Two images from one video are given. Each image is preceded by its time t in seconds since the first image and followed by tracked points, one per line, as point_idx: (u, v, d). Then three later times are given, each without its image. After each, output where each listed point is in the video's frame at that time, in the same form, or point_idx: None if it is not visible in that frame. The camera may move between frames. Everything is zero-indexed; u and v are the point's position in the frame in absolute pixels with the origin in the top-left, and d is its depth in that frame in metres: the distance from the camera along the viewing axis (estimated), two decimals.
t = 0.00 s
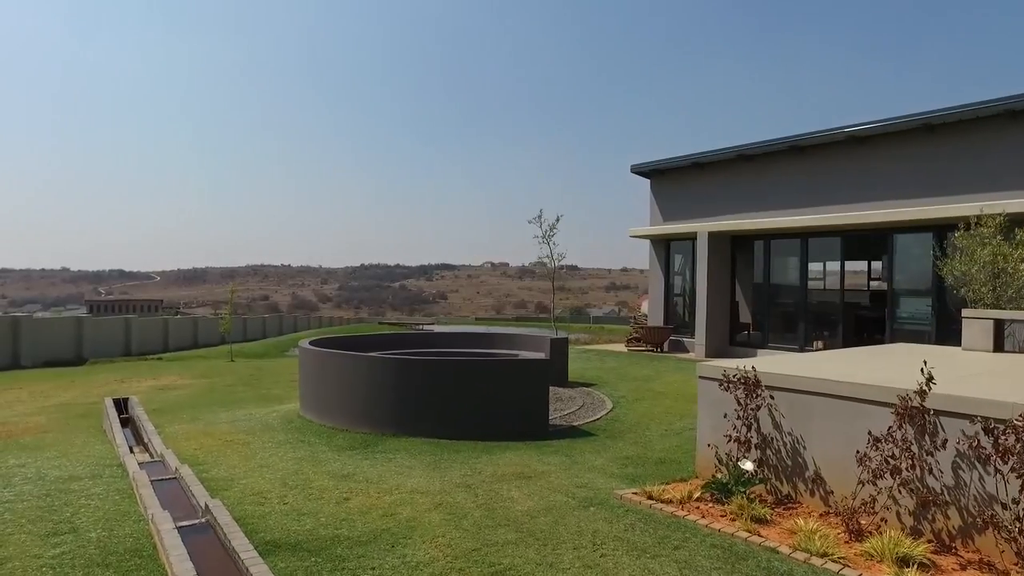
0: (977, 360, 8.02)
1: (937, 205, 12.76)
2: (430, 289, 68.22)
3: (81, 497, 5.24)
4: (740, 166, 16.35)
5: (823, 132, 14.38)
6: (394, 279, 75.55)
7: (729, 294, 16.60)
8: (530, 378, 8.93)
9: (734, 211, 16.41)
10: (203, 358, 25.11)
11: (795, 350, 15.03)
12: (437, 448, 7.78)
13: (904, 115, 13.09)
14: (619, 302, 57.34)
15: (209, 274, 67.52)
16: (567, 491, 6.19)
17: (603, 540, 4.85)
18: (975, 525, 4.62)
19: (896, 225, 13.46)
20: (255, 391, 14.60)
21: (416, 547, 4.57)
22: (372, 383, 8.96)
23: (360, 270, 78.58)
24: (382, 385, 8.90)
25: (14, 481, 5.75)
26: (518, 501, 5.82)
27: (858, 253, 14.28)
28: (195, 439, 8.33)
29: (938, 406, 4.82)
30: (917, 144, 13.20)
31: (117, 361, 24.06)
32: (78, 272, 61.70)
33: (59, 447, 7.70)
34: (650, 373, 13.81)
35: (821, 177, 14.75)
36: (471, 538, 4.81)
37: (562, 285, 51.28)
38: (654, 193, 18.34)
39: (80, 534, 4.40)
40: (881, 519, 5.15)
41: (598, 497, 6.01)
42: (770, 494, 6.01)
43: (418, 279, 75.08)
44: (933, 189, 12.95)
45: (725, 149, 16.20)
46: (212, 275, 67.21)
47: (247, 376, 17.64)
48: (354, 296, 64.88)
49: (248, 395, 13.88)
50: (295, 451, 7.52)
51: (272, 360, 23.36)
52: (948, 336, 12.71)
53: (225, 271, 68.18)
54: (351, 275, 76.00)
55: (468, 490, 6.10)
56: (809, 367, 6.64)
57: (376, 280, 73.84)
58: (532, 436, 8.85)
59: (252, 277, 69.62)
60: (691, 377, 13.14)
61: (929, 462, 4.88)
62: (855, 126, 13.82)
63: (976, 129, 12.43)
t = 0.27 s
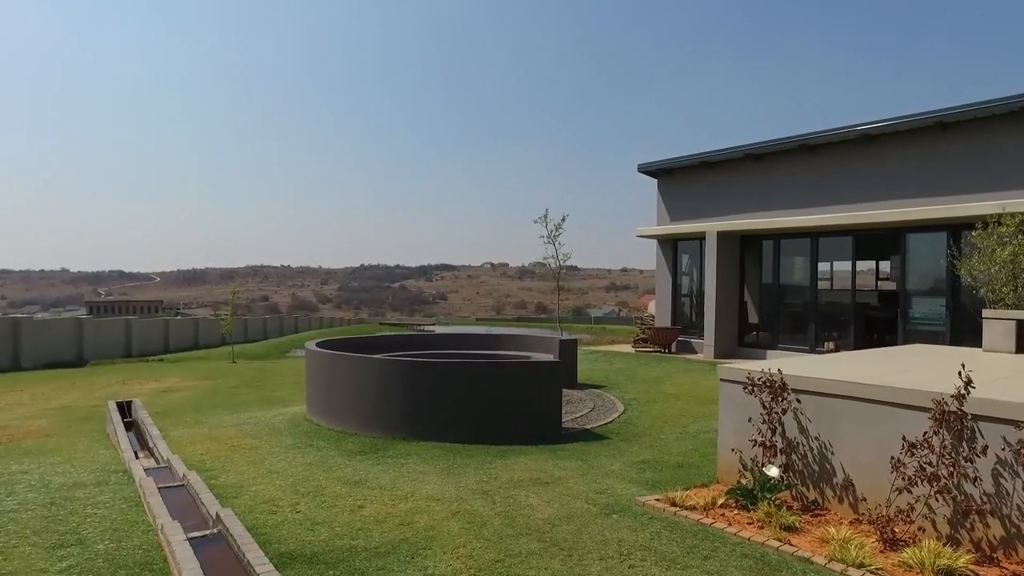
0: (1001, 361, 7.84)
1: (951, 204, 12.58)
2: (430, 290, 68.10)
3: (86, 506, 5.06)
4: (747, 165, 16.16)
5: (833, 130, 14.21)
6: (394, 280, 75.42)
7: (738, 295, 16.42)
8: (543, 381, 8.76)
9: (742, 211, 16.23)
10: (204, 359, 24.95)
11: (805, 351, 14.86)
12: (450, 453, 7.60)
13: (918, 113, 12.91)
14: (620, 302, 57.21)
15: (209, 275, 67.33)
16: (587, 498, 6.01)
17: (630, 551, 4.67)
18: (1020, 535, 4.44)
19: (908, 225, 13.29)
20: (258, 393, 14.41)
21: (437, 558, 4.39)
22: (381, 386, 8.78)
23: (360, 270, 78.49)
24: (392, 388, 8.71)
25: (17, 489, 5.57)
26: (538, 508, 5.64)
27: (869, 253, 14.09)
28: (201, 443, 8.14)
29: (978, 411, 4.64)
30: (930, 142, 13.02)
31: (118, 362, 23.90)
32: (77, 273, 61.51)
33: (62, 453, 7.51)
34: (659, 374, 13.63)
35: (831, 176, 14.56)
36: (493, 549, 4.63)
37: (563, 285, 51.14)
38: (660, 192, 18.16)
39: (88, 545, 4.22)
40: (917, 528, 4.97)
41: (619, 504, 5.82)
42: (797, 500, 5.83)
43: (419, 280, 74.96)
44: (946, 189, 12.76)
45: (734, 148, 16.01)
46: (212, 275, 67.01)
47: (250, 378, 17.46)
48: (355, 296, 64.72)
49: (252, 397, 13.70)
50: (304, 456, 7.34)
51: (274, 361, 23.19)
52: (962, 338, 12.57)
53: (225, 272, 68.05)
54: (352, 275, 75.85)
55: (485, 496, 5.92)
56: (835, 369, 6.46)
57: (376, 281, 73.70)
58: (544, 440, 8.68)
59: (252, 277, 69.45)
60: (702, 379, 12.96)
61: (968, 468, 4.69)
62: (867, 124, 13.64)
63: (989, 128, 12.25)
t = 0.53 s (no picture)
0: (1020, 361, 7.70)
1: (963, 203, 12.44)
2: (429, 290, 67.98)
3: (89, 515, 4.87)
4: (754, 165, 16.01)
5: (842, 129, 14.06)
6: (394, 280, 75.28)
7: (745, 296, 16.25)
8: (554, 383, 8.60)
9: (749, 211, 16.07)
10: (205, 360, 24.76)
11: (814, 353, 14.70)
12: (460, 457, 7.43)
13: (930, 111, 12.76)
14: (620, 303, 57.10)
15: (208, 275, 67.10)
16: (605, 504, 5.84)
17: (654, 560, 4.51)
18: None
19: (919, 224, 13.14)
20: (260, 394, 14.22)
21: (455, 570, 4.22)
22: (389, 388, 8.60)
23: (360, 271, 78.33)
24: (400, 392, 8.54)
25: (17, 497, 5.39)
26: (555, 515, 5.47)
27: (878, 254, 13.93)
28: (205, 448, 7.96)
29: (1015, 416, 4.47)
30: (942, 141, 12.88)
31: (118, 363, 23.71)
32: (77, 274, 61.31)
33: (63, 458, 7.33)
34: (667, 376, 13.46)
35: (840, 175, 14.42)
36: (513, 559, 4.46)
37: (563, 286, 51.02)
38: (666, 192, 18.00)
39: (92, 558, 4.05)
40: (950, 536, 4.81)
41: (638, 511, 5.66)
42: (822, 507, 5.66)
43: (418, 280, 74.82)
44: (958, 188, 12.61)
45: (741, 147, 15.85)
46: (211, 276, 66.78)
47: (251, 380, 17.27)
48: (354, 296, 64.60)
49: (254, 399, 13.52)
50: (311, 461, 7.16)
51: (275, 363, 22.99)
52: (975, 338, 12.41)
53: (224, 273, 67.83)
54: (351, 276, 75.68)
55: (500, 503, 5.75)
56: (857, 371, 6.30)
57: (376, 281, 73.56)
58: (556, 443, 8.52)
59: (251, 278, 69.21)
60: (711, 380, 12.80)
61: (1004, 477, 4.52)
62: (877, 123, 13.49)
63: (1002, 126, 12.10)
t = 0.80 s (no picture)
0: None
1: (971, 202, 12.34)
2: (428, 291, 67.85)
3: (91, 522, 4.72)
4: (758, 164, 15.91)
5: (848, 128, 13.96)
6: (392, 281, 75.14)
7: (750, 296, 16.13)
8: (562, 385, 8.47)
9: (754, 210, 15.96)
10: (203, 362, 24.58)
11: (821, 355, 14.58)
12: (468, 461, 7.29)
13: (938, 110, 12.65)
14: (619, 303, 57.05)
15: (206, 276, 66.82)
16: (620, 509, 5.70)
17: (677, 568, 4.36)
18: None
19: (926, 223, 13.03)
20: (261, 396, 14.06)
21: None
22: (394, 390, 8.45)
23: (357, 272, 78.15)
24: (406, 394, 8.39)
25: (16, 503, 5.23)
26: (570, 520, 5.33)
27: (885, 253, 13.80)
28: (208, 451, 7.81)
29: None
30: (950, 139, 12.77)
31: (116, 365, 23.52)
32: (73, 275, 61.00)
33: (63, 462, 7.17)
34: (672, 377, 13.34)
35: (846, 174, 14.32)
36: (531, 567, 4.33)
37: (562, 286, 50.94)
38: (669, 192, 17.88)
39: (96, 567, 3.90)
40: (981, 543, 4.68)
41: (655, 516, 5.52)
42: (843, 512, 5.54)
43: (416, 281, 74.69)
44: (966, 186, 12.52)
45: (746, 146, 15.73)
46: (208, 277, 66.51)
47: (251, 381, 17.11)
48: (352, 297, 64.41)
49: (255, 401, 13.37)
50: (317, 465, 7.02)
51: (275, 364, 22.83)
52: (985, 338, 12.28)
53: (221, 273, 67.57)
54: (349, 277, 75.51)
55: (512, 508, 5.60)
56: (875, 372, 6.18)
57: (373, 282, 73.39)
58: (565, 445, 8.40)
59: (249, 278, 68.95)
60: (717, 381, 12.67)
61: None
62: (885, 121, 13.37)
63: (1010, 124, 12.01)
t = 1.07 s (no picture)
0: None
1: (981, 202, 12.22)
2: (425, 291, 67.67)
3: (94, 533, 4.53)
4: (764, 163, 15.77)
5: (856, 126, 13.83)
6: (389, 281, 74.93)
7: (756, 296, 15.98)
8: (574, 387, 8.31)
9: (759, 209, 15.82)
10: (201, 363, 24.35)
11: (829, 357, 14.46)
12: (479, 465, 7.12)
13: (947, 108, 12.54)
14: (616, 303, 56.98)
15: (201, 276, 66.47)
16: (640, 516, 5.54)
17: None
18: None
19: (934, 223, 12.90)
20: (262, 398, 13.87)
21: None
22: (402, 392, 8.27)
23: (354, 272, 77.91)
24: (414, 397, 8.20)
25: (15, 513, 5.04)
26: (590, 529, 5.16)
27: (892, 253, 13.67)
28: (212, 456, 7.62)
29: None
30: (959, 138, 12.65)
31: (113, 366, 23.28)
32: (68, 275, 60.58)
33: (63, 468, 6.97)
34: (679, 378, 13.19)
35: (853, 173, 14.19)
36: None
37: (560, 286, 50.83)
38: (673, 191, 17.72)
39: None
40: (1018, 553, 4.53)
41: (676, 523, 5.36)
42: (869, 519, 5.38)
43: (413, 281, 74.49)
44: (975, 186, 12.40)
45: (751, 146, 15.59)
46: (204, 277, 66.14)
47: (251, 383, 16.89)
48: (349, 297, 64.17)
49: (256, 403, 13.18)
50: (324, 470, 6.84)
51: (274, 365, 22.62)
52: (996, 337, 12.16)
53: (217, 274, 67.22)
54: (345, 277, 75.27)
55: (529, 516, 5.43)
56: (899, 374, 6.03)
57: (370, 282, 73.16)
58: (576, 448, 8.24)
59: (245, 279, 68.60)
60: (725, 382, 12.52)
61: None
62: (893, 120, 13.25)
63: (1021, 123, 11.89)
